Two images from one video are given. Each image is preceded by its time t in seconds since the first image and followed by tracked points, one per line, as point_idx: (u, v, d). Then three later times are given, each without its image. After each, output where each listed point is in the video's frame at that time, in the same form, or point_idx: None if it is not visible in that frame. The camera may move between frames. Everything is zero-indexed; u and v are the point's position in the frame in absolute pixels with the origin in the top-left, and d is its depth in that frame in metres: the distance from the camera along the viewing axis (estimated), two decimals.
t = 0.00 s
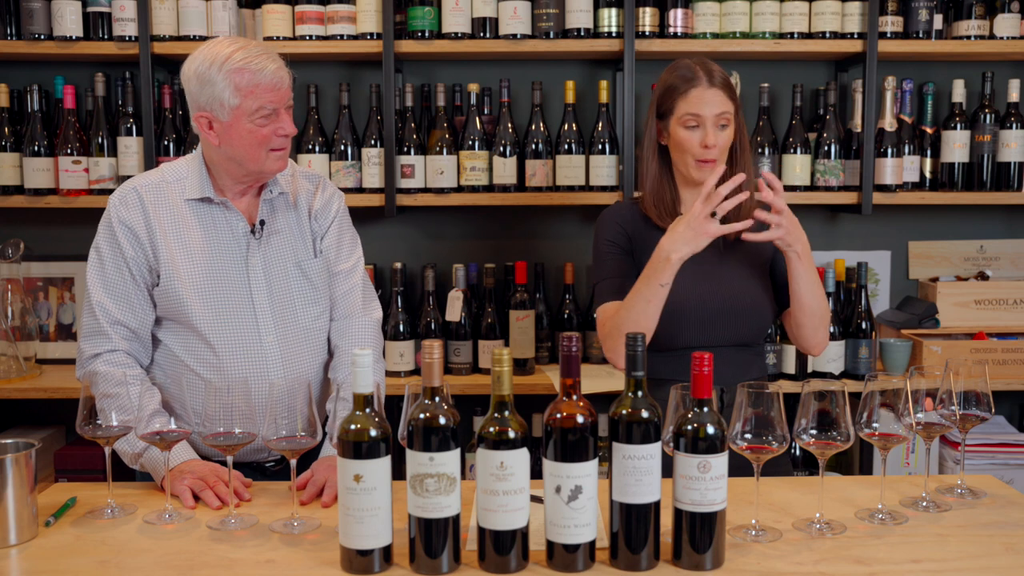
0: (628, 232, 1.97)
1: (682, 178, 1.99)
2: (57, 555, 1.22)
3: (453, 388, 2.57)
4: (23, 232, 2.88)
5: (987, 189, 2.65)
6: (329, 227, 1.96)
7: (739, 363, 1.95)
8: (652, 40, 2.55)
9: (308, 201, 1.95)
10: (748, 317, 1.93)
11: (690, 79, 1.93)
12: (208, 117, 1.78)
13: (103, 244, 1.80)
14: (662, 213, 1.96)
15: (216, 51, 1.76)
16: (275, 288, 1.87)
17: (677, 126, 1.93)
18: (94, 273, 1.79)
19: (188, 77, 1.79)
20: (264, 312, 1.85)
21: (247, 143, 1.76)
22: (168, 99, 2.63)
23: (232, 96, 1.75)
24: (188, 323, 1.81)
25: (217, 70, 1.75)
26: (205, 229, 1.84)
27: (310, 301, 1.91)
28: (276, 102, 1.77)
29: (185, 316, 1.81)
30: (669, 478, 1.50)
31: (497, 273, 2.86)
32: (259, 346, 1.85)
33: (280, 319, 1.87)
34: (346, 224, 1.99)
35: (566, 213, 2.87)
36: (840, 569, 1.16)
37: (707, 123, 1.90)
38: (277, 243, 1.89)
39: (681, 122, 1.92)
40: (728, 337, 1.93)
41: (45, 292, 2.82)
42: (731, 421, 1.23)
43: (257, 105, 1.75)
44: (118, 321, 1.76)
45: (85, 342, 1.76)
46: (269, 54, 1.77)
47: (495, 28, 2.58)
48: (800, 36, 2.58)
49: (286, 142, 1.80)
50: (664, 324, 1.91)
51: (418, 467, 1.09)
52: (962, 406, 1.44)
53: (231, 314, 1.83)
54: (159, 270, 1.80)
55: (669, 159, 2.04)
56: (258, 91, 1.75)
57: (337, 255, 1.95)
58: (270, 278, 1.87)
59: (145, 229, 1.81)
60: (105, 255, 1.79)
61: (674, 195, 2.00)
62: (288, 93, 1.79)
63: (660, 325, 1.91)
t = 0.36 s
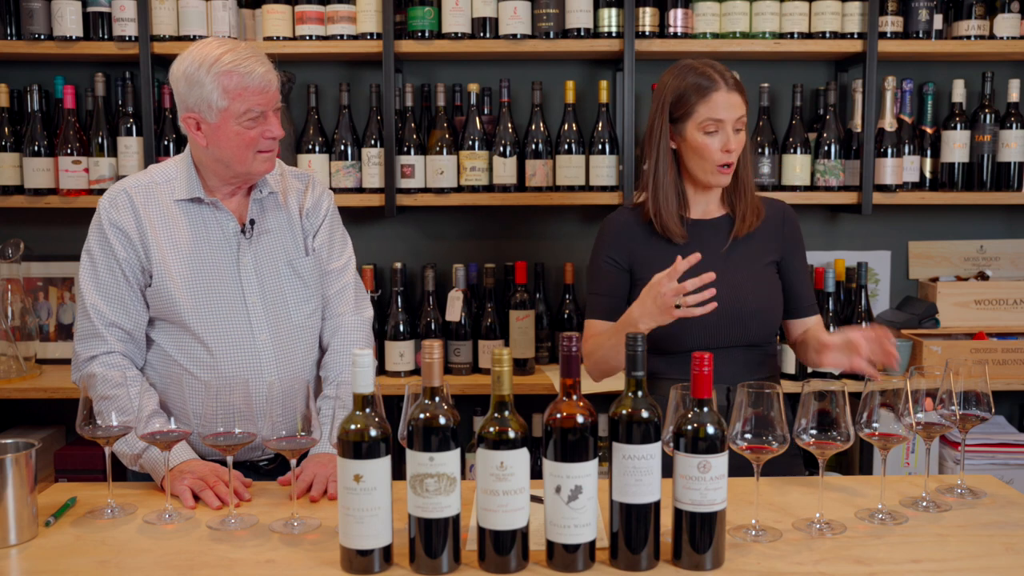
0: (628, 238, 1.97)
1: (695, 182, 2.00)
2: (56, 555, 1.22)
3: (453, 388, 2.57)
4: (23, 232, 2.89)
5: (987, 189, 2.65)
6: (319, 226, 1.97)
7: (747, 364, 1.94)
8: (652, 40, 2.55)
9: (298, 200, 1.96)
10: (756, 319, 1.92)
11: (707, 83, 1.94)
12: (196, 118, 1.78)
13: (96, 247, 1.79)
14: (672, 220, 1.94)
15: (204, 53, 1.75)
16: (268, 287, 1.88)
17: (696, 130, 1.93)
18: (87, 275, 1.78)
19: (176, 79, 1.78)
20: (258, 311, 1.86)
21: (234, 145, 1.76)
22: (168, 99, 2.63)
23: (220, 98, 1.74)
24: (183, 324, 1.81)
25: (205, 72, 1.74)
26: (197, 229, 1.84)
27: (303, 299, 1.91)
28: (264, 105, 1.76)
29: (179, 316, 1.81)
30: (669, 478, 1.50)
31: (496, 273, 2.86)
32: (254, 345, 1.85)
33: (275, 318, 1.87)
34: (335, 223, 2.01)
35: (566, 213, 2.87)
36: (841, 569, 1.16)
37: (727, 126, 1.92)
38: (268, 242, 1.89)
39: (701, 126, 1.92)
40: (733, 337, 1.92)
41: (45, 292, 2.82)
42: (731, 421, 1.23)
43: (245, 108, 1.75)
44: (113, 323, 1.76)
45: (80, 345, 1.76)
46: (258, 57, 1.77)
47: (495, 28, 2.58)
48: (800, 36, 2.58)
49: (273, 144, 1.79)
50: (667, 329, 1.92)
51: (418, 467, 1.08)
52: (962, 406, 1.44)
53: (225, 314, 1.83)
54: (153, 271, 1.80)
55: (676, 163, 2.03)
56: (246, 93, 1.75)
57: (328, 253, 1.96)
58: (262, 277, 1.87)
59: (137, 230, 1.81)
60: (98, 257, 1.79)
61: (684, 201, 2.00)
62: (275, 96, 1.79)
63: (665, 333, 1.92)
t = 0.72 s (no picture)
0: (655, 228, 1.99)
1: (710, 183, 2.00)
2: (56, 555, 1.22)
3: (453, 388, 2.57)
4: (23, 232, 2.89)
5: (987, 189, 2.65)
6: (313, 227, 1.96)
7: (768, 364, 1.93)
8: (652, 40, 2.55)
9: (292, 202, 1.95)
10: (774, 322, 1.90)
11: (699, 84, 1.93)
12: (191, 120, 1.78)
13: (92, 247, 1.79)
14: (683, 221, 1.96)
15: (202, 56, 1.75)
16: (263, 289, 1.88)
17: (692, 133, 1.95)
18: (83, 276, 1.78)
19: (173, 80, 1.78)
20: (252, 312, 1.86)
21: (229, 149, 1.77)
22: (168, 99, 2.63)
23: (215, 102, 1.74)
24: (179, 325, 1.82)
25: (202, 75, 1.74)
26: (191, 230, 1.84)
27: (297, 301, 1.91)
28: (259, 111, 1.75)
29: (175, 317, 1.81)
30: (669, 478, 1.50)
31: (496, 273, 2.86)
32: (249, 346, 1.85)
33: (269, 319, 1.88)
34: (329, 225, 2.00)
35: (566, 213, 2.87)
36: (841, 569, 1.16)
37: (716, 126, 1.90)
38: (263, 243, 1.89)
39: (694, 128, 1.94)
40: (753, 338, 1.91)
41: (45, 292, 2.82)
42: (731, 421, 1.23)
43: (240, 113, 1.74)
44: (110, 323, 1.76)
45: (77, 345, 1.76)
46: (256, 62, 1.76)
47: (495, 28, 2.58)
48: (800, 36, 2.58)
49: (267, 149, 1.79)
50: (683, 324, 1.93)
51: (418, 467, 1.08)
52: (962, 406, 1.44)
53: (220, 315, 1.84)
54: (149, 272, 1.80)
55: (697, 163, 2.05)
56: (241, 98, 1.74)
57: (322, 255, 1.96)
58: (256, 278, 1.87)
59: (132, 231, 1.81)
60: (94, 258, 1.78)
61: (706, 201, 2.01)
62: (271, 102, 1.78)
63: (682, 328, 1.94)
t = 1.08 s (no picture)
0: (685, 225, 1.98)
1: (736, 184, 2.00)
2: (56, 556, 1.22)
3: (453, 388, 2.57)
4: (23, 232, 2.89)
5: (987, 189, 2.65)
6: (311, 229, 1.97)
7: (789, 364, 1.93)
8: (652, 40, 2.55)
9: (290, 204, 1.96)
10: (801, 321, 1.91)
11: (721, 86, 1.93)
12: (192, 121, 1.78)
13: (92, 247, 1.79)
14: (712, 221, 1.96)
15: (205, 58, 1.74)
16: (261, 290, 1.88)
17: (716, 134, 1.95)
18: (82, 275, 1.78)
19: (175, 81, 1.78)
20: (250, 313, 1.86)
21: (228, 151, 1.77)
22: (168, 99, 2.63)
23: (217, 105, 1.73)
24: (178, 325, 1.82)
25: (204, 77, 1.73)
26: (190, 231, 1.84)
27: (295, 302, 1.91)
28: (260, 114, 1.75)
29: (174, 318, 1.81)
30: (669, 478, 1.50)
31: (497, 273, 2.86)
32: (247, 348, 1.85)
33: (267, 321, 1.88)
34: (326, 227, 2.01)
35: (566, 213, 2.87)
36: (841, 569, 1.16)
37: (737, 127, 1.90)
38: (261, 245, 1.89)
39: (719, 129, 1.94)
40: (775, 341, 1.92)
41: (45, 292, 2.81)
42: (731, 421, 1.23)
43: (241, 116, 1.74)
44: (110, 323, 1.76)
45: (77, 344, 1.75)
46: (258, 65, 1.76)
47: (495, 28, 2.58)
48: (799, 36, 2.58)
49: (267, 153, 1.79)
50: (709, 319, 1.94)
51: (418, 467, 1.08)
52: (962, 406, 1.44)
53: (219, 316, 1.84)
54: (148, 272, 1.80)
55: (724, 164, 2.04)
56: (243, 102, 1.73)
57: (319, 257, 1.96)
58: (254, 279, 1.87)
59: (131, 231, 1.81)
60: (94, 257, 1.78)
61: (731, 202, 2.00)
62: (272, 105, 1.78)
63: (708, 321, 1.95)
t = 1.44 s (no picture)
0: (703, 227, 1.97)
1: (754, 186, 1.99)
2: (56, 555, 1.22)
3: (453, 388, 2.57)
4: (24, 232, 2.89)
5: (987, 189, 2.65)
6: (310, 230, 1.97)
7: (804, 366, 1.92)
8: (652, 40, 2.54)
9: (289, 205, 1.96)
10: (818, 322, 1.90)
11: (739, 87, 1.93)
12: (192, 122, 1.78)
13: (92, 247, 1.79)
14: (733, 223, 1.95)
15: (207, 59, 1.74)
16: (260, 291, 1.88)
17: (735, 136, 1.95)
18: (82, 275, 1.78)
19: (176, 81, 1.77)
20: (249, 313, 1.86)
21: (229, 152, 1.77)
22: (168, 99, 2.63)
23: (218, 105, 1.73)
24: (177, 325, 1.82)
25: (206, 78, 1.73)
26: (189, 231, 1.84)
27: (294, 303, 1.91)
28: (261, 116, 1.75)
29: (174, 318, 1.81)
30: (669, 478, 1.50)
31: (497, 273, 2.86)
32: (246, 348, 1.85)
33: (266, 321, 1.88)
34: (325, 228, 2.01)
35: (566, 213, 2.87)
36: (841, 569, 1.15)
37: (756, 128, 1.90)
38: (260, 245, 1.89)
39: (737, 131, 1.94)
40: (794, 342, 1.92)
41: (45, 292, 2.81)
42: (731, 421, 1.23)
43: (242, 118, 1.74)
44: (110, 323, 1.76)
45: (76, 344, 1.75)
46: (260, 66, 1.75)
47: (495, 28, 2.58)
48: (799, 36, 2.58)
49: (267, 154, 1.80)
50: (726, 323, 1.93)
51: (418, 467, 1.08)
52: (962, 406, 1.44)
53: (219, 316, 1.84)
54: (148, 272, 1.80)
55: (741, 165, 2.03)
56: (244, 103, 1.73)
57: (318, 258, 1.96)
58: (253, 279, 1.87)
59: (131, 231, 1.81)
60: (94, 257, 1.78)
61: (750, 204, 1.99)
62: (274, 107, 1.78)
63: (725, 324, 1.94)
